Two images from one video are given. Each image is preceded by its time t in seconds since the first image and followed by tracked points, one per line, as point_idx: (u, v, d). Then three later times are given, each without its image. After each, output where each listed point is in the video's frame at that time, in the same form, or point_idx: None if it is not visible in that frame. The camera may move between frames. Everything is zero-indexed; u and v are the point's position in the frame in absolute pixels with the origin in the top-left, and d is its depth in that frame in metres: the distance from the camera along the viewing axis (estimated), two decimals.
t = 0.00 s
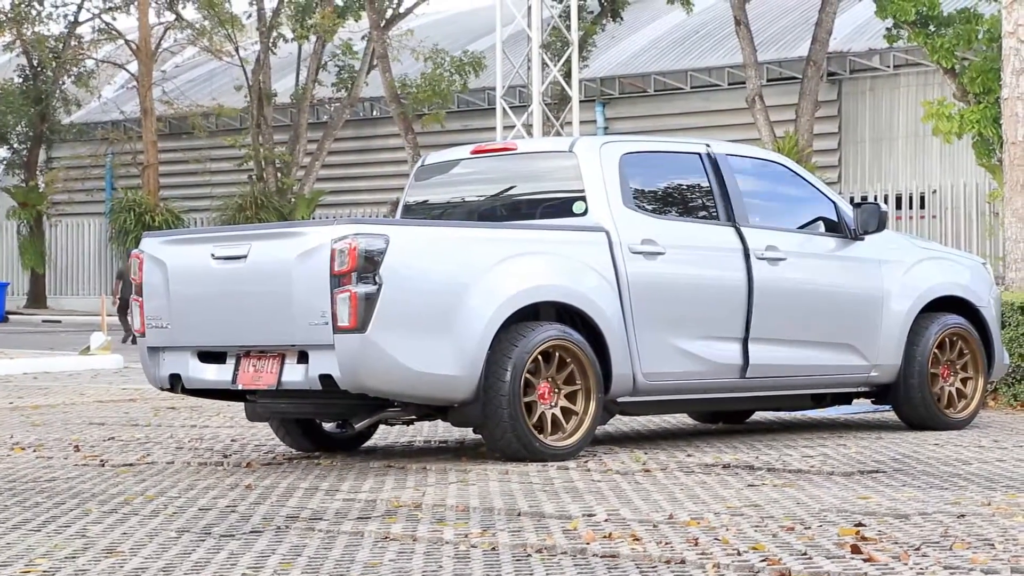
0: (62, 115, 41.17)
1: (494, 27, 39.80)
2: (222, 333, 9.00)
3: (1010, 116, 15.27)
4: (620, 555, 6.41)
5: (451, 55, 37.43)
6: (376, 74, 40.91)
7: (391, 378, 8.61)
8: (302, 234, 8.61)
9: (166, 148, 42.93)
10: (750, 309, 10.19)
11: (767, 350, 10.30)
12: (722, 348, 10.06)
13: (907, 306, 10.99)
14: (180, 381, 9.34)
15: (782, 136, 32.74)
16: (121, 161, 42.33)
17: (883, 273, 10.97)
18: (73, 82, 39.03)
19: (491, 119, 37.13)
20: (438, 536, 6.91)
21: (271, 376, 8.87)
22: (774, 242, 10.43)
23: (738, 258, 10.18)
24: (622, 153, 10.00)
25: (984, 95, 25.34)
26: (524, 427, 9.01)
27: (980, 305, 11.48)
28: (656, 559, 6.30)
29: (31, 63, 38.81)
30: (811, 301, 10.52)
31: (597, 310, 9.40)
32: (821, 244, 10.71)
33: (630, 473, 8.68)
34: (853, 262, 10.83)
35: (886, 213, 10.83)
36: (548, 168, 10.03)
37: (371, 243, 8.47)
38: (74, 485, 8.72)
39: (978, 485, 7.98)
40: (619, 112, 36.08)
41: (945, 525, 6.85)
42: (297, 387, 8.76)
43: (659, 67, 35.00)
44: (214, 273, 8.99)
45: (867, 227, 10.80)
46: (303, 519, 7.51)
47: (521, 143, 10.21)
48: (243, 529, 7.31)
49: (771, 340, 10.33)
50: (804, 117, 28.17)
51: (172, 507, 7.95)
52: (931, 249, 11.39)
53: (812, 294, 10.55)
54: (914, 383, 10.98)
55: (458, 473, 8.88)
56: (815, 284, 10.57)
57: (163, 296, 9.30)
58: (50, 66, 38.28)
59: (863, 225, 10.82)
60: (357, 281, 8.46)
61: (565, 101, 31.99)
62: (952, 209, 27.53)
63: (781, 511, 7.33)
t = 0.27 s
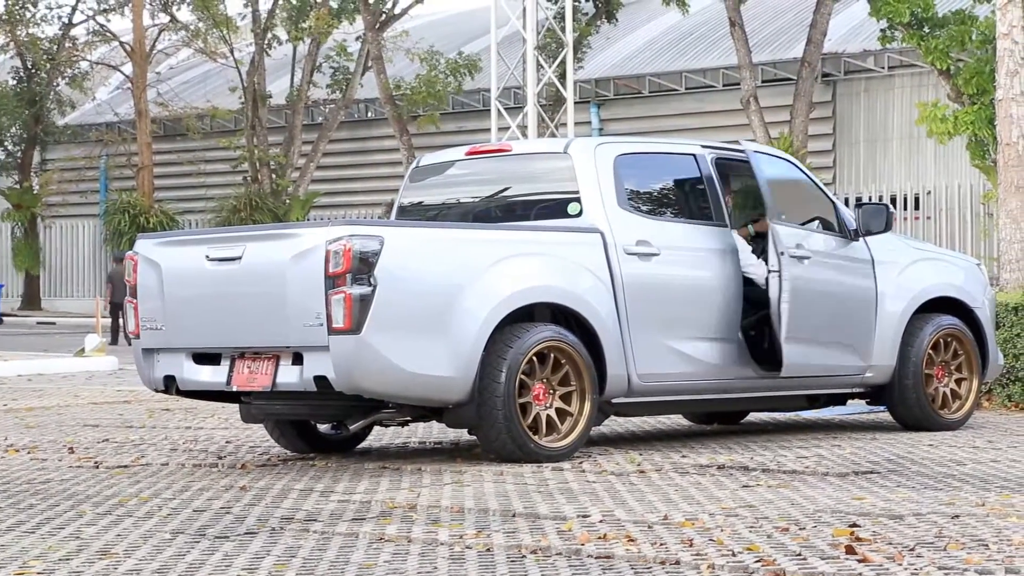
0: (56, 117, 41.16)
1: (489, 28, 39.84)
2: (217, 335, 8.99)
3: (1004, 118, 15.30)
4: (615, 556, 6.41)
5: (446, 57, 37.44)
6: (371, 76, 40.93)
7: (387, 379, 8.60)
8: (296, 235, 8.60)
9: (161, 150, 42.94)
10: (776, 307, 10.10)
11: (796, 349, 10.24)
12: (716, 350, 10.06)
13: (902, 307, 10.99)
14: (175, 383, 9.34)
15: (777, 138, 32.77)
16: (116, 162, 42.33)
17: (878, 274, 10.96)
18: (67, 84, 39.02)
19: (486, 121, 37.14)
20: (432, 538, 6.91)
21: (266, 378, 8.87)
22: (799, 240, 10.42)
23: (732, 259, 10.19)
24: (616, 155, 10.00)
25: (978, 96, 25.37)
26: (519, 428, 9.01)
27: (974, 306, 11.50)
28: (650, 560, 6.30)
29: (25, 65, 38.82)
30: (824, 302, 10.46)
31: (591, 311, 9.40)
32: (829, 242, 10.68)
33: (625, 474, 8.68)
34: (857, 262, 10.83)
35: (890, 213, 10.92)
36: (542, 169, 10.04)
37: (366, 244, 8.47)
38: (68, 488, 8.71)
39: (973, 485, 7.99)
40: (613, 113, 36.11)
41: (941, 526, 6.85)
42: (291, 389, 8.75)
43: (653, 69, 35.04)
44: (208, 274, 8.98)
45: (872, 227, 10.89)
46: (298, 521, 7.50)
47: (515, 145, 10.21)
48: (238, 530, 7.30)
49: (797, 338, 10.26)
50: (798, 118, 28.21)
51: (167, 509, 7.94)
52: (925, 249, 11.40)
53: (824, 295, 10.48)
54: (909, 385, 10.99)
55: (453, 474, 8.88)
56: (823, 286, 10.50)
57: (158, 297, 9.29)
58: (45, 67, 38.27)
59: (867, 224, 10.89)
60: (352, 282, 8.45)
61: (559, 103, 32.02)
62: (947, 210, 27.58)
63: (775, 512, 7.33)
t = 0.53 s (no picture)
0: (44, 117, 41.09)
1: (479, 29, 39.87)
2: (206, 336, 8.98)
3: (991, 118, 15.34)
4: (604, 557, 6.41)
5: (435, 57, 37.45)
6: (360, 78, 40.93)
7: (378, 381, 8.60)
8: (284, 236, 8.60)
9: (150, 151, 42.89)
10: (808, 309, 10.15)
11: (821, 348, 10.30)
12: (706, 350, 10.06)
13: (893, 307, 10.97)
14: (164, 384, 9.32)
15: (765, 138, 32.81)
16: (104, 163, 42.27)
17: (870, 274, 10.91)
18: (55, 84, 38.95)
19: (475, 121, 37.15)
20: (422, 539, 6.91)
21: (255, 379, 8.86)
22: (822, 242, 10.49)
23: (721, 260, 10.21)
24: (605, 156, 10.01)
25: (967, 97, 25.42)
26: (508, 429, 9.02)
27: (963, 307, 11.52)
28: (640, 560, 6.31)
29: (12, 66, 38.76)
30: (840, 302, 10.50)
31: (579, 312, 9.40)
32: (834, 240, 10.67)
33: (614, 475, 8.69)
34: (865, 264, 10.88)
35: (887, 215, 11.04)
36: (531, 170, 10.04)
37: (355, 246, 8.47)
38: (56, 490, 8.69)
39: (961, 485, 8.01)
40: (602, 114, 36.14)
41: (929, 526, 6.87)
42: (280, 390, 8.74)
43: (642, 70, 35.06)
44: (197, 275, 8.97)
45: (868, 227, 10.97)
46: (288, 522, 7.49)
47: (504, 146, 10.21)
48: (227, 532, 7.29)
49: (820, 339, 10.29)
50: (786, 118, 28.26)
51: (155, 511, 7.93)
52: (915, 249, 11.40)
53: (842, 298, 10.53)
54: (897, 388, 11.00)
55: (442, 476, 8.88)
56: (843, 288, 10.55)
57: (147, 299, 9.28)
58: (33, 67, 38.20)
59: (861, 226, 10.96)
60: (341, 284, 8.45)
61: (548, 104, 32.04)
62: (935, 211, 27.65)
63: (764, 513, 7.34)
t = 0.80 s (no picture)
0: (38, 117, 41.03)
1: (474, 29, 39.87)
2: (201, 335, 8.98)
3: (986, 119, 15.37)
4: (599, 557, 6.42)
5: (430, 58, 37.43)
6: (355, 78, 40.91)
7: (374, 381, 8.61)
8: (279, 236, 8.59)
9: (145, 150, 42.86)
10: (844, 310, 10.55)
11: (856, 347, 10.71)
12: (700, 350, 10.08)
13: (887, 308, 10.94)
14: (158, 383, 9.32)
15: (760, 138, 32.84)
16: (99, 163, 42.24)
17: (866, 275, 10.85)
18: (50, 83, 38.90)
19: (470, 121, 37.14)
20: (417, 539, 6.91)
21: (250, 379, 8.86)
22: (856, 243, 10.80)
23: (715, 260, 10.23)
24: (600, 156, 10.01)
25: (961, 98, 25.44)
26: (503, 429, 9.02)
27: (957, 307, 11.54)
28: (635, 560, 6.32)
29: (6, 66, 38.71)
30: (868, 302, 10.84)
31: (574, 312, 9.41)
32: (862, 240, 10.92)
33: (610, 475, 8.70)
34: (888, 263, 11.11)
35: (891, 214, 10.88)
36: (526, 169, 10.04)
37: (350, 246, 8.46)
38: (51, 489, 8.69)
39: (956, 486, 8.02)
40: (597, 114, 36.14)
41: (923, 526, 6.88)
42: (275, 390, 8.74)
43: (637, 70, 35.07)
44: (192, 275, 8.96)
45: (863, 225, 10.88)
46: (283, 522, 7.50)
47: (499, 146, 10.21)
48: (222, 532, 7.29)
49: (850, 334, 10.69)
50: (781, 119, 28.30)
51: (150, 510, 7.92)
52: (909, 249, 11.40)
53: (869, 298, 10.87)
54: (892, 389, 11.00)
55: (437, 475, 8.88)
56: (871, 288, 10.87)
57: (141, 298, 9.27)
58: (27, 66, 38.15)
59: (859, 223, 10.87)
60: (336, 283, 8.45)
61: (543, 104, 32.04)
62: (929, 211, 27.70)
63: (759, 513, 7.35)
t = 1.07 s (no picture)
0: (33, 117, 40.97)
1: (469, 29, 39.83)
2: (197, 335, 8.97)
3: (981, 118, 15.37)
4: (594, 557, 6.41)
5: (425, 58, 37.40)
6: (350, 78, 40.87)
7: (371, 381, 8.61)
8: (275, 236, 8.59)
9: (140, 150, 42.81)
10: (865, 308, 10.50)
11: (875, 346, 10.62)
12: (696, 350, 10.07)
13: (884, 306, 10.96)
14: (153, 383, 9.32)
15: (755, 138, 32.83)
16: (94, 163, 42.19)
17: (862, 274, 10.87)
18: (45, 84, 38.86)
19: (466, 121, 37.11)
20: (412, 539, 6.90)
21: (245, 379, 8.85)
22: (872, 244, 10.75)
23: (712, 260, 10.23)
24: (595, 156, 10.00)
25: (956, 97, 25.46)
26: (499, 428, 9.01)
27: (952, 307, 11.54)
28: (630, 560, 6.31)
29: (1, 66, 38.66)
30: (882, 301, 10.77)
31: (570, 312, 9.41)
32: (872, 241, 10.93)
33: (605, 474, 8.69)
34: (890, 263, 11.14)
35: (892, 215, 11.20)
36: (522, 169, 10.04)
37: (346, 246, 8.46)
38: (46, 489, 8.68)
39: (951, 485, 8.02)
40: (592, 114, 36.13)
41: (918, 525, 6.87)
42: (271, 390, 8.74)
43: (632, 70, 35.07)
44: (187, 275, 8.96)
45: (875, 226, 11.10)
46: (278, 521, 7.49)
47: (494, 146, 10.21)
48: (217, 532, 7.28)
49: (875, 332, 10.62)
50: (776, 119, 28.31)
51: (145, 510, 7.91)
52: (905, 249, 11.42)
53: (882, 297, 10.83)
54: (888, 387, 11.00)
55: (432, 475, 8.87)
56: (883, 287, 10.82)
57: (136, 298, 9.27)
58: (22, 66, 38.11)
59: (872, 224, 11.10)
60: (331, 283, 8.44)
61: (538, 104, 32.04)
62: (924, 211, 27.71)
63: (754, 512, 7.34)
